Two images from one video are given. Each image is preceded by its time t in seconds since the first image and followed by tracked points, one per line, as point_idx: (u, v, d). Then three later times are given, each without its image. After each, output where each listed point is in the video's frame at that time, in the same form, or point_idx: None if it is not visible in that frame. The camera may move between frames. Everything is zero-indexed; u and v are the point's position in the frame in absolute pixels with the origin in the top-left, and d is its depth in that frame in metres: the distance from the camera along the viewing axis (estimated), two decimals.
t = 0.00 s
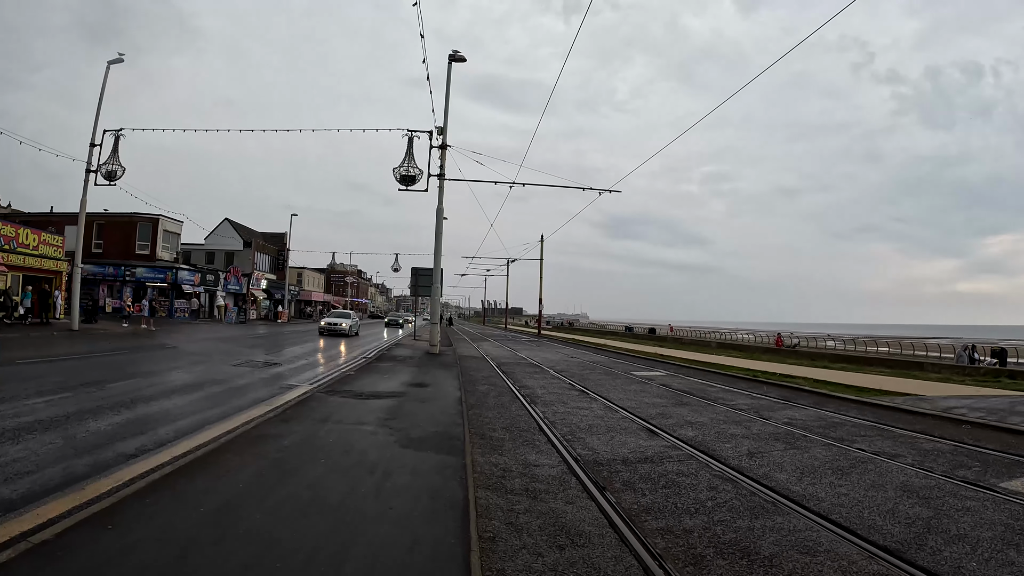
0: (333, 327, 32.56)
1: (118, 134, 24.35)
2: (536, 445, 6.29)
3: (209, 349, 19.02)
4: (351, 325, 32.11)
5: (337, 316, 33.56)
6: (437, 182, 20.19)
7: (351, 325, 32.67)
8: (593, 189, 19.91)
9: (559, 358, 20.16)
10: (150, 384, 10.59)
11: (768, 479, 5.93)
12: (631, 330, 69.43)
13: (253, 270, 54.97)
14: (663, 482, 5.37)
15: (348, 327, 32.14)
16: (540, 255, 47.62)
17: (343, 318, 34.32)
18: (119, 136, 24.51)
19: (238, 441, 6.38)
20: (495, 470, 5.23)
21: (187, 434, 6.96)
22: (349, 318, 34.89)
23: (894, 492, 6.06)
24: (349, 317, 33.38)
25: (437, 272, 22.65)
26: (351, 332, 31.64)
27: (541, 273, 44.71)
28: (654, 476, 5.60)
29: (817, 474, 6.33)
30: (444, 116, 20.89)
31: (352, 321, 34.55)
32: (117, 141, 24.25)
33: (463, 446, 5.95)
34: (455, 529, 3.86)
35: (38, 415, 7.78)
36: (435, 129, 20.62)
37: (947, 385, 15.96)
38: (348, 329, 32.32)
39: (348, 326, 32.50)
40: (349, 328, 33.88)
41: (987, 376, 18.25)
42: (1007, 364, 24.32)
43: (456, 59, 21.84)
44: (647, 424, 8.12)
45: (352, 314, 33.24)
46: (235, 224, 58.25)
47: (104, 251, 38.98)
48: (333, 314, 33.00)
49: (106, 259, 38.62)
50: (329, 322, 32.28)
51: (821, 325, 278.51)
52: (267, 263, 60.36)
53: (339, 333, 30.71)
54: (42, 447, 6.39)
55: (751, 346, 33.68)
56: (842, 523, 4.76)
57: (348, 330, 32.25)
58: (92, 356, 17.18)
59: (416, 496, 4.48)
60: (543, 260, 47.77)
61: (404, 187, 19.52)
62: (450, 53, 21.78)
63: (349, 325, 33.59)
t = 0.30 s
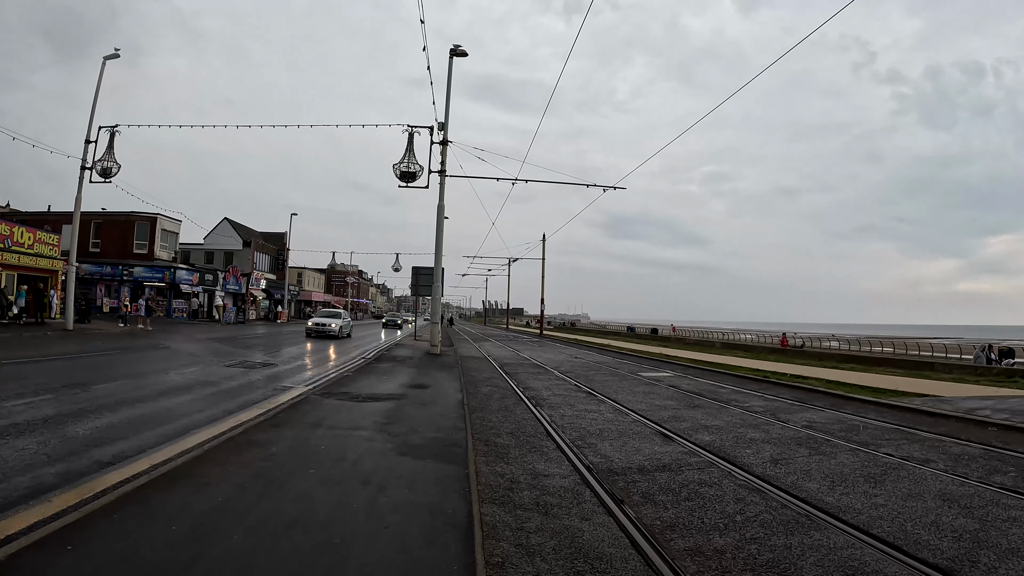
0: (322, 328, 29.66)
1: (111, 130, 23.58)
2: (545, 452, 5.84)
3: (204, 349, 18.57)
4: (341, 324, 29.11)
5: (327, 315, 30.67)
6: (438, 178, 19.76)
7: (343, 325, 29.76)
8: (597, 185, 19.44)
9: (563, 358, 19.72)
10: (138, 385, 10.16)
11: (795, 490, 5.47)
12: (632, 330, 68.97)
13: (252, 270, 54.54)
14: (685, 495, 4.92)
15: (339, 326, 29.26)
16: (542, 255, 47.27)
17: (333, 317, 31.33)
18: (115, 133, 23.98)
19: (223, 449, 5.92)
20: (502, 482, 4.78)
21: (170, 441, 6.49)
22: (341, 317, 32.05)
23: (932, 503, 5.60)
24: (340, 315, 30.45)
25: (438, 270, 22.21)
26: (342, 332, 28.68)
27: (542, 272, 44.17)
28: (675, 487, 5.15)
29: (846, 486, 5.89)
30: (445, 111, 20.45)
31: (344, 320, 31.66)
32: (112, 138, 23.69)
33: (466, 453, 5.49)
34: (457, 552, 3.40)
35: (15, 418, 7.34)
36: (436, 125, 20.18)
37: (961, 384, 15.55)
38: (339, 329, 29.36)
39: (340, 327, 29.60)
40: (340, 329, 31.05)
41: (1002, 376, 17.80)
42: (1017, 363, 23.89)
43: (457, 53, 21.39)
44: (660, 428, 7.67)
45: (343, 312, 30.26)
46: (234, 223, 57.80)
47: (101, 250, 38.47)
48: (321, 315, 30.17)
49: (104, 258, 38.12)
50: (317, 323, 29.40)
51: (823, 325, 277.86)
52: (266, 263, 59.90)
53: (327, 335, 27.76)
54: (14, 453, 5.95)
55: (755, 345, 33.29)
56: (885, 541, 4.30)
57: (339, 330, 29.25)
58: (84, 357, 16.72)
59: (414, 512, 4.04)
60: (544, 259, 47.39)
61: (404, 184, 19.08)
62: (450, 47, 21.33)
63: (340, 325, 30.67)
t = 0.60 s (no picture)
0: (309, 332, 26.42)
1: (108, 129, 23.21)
2: (554, 469, 5.41)
3: (199, 352, 18.09)
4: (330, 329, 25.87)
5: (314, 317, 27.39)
6: (439, 178, 19.35)
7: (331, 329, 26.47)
8: (602, 185, 19.02)
9: (567, 362, 19.29)
10: (128, 391, 9.80)
11: (825, 513, 5.03)
12: (635, 332, 68.46)
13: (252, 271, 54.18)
14: (708, 521, 4.48)
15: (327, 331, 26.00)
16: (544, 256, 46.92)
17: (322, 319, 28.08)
18: (112, 131, 23.52)
19: (207, 468, 5.51)
20: (509, 506, 4.36)
21: (151, 457, 6.07)
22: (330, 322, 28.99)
23: (973, 525, 5.17)
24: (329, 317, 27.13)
25: (439, 272, 21.79)
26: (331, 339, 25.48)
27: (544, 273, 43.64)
28: (696, 510, 4.72)
29: (879, 508, 5.43)
30: (446, 109, 20.04)
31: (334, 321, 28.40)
32: (108, 137, 23.23)
33: (469, 472, 5.07)
34: None
35: None
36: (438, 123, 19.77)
37: (978, 390, 15.09)
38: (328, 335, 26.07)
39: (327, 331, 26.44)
40: (328, 333, 27.79)
41: (1017, 382, 17.35)
42: None
43: (458, 51, 20.97)
44: (674, 440, 7.24)
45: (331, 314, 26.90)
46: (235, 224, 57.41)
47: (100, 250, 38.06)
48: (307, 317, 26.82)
49: (102, 259, 37.74)
50: (302, 327, 26.07)
51: (825, 327, 277.25)
52: (266, 263, 59.51)
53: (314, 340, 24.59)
54: None
55: (760, 348, 32.85)
56: None
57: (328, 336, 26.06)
58: (78, 360, 16.30)
59: (413, 546, 3.60)
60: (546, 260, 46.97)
61: (404, 183, 18.67)
62: (452, 44, 20.93)
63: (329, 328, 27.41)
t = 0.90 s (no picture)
0: (288, 333, 23.69)
1: (102, 126, 22.81)
2: (559, 480, 4.98)
3: (194, 353, 17.65)
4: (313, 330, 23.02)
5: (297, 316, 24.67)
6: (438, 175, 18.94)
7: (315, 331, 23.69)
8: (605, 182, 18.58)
9: (569, 363, 18.89)
10: (112, 392, 9.41)
11: (855, 529, 4.61)
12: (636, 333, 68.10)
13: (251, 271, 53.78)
14: (730, 539, 4.04)
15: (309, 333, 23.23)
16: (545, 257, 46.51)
17: (305, 319, 25.40)
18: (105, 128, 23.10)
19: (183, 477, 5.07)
20: (510, 523, 3.93)
21: (126, 464, 5.64)
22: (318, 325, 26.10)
23: (1016, 539, 4.74)
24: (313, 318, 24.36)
25: (437, 271, 21.39)
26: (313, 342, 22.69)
27: (545, 273, 43.18)
28: (715, 526, 4.29)
29: (911, 522, 5.01)
30: (445, 105, 19.62)
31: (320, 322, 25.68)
32: (102, 134, 22.83)
33: (466, 483, 4.63)
34: None
35: None
36: (437, 119, 19.36)
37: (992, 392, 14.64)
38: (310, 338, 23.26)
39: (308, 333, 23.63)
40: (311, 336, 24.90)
41: None
42: None
43: (458, 46, 20.56)
44: (685, 447, 6.81)
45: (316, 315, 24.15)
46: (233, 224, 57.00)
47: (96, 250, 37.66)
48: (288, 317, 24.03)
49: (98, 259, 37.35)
50: (282, 326, 23.40)
51: (826, 328, 276.65)
52: (265, 264, 59.11)
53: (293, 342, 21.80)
54: None
55: (764, 349, 32.44)
56: None
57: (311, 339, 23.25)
58: (67, 360, 15.91)
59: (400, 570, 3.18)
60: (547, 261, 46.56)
61: (402, 180, 18.27)
62: (452, 40, 20.52)
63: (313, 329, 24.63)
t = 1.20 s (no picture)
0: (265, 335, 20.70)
1: (98, 122, 22.40)
2: (566, 500, 4.55)
3: (189, 354, 17.23)
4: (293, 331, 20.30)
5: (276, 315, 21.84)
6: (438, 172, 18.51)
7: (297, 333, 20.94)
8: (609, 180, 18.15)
9: (572, 365, 18.47)
10: (95, 396, 9.00)
11: (894, 556, 4.17)
12: (638, 333, 67.58)
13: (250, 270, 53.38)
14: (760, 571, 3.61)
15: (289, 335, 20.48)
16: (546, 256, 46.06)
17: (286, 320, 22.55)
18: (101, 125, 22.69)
19: (150, 499, 4.60)
20: (514, 554, 3.48)
21: (94, 480, 5.20)
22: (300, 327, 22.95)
23: None
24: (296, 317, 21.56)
25: (438, 271, 20.96)
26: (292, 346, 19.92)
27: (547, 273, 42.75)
28: (741, 555, 3.85)
29: (952, 546, 4.57)
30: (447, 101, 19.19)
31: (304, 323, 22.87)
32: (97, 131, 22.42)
33: (464, 504, 4.20)
34: None
35: None
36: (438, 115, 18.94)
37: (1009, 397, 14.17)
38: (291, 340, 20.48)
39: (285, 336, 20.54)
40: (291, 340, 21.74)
41: None
42: None
43: (459, 41, 20.13)
44: (699, 459, 6.36)
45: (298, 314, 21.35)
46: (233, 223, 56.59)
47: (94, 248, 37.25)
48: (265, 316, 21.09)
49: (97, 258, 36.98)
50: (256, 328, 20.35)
51: (828, 328, 275.72)
52: (265, 263, 58.71)
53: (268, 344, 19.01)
54: None
55: (769, 350, 31.98)
56: None
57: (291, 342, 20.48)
58: (58, 361, 15.52)
59: None
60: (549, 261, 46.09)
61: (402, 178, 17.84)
62: (454, 34, 20.09)
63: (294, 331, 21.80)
